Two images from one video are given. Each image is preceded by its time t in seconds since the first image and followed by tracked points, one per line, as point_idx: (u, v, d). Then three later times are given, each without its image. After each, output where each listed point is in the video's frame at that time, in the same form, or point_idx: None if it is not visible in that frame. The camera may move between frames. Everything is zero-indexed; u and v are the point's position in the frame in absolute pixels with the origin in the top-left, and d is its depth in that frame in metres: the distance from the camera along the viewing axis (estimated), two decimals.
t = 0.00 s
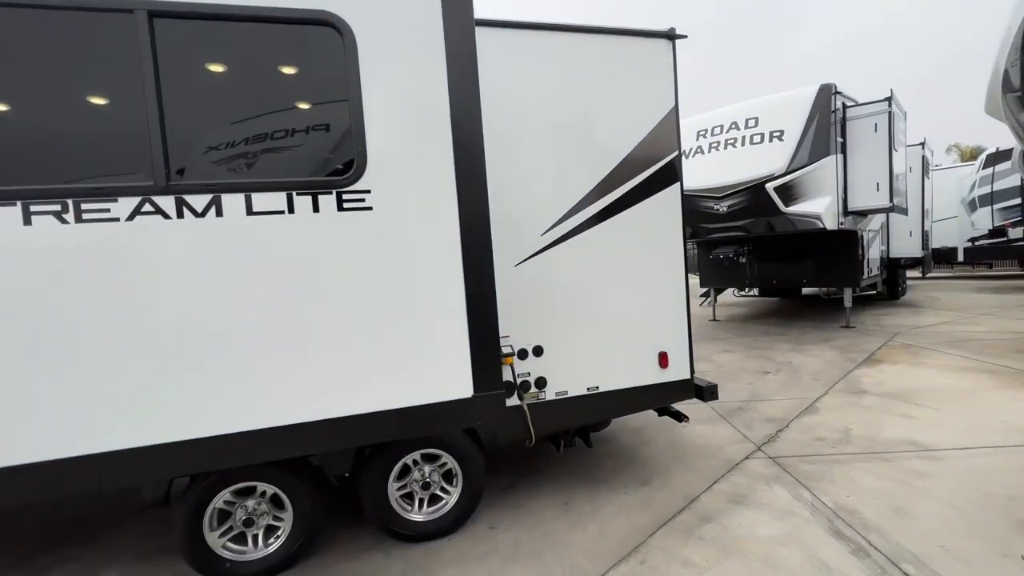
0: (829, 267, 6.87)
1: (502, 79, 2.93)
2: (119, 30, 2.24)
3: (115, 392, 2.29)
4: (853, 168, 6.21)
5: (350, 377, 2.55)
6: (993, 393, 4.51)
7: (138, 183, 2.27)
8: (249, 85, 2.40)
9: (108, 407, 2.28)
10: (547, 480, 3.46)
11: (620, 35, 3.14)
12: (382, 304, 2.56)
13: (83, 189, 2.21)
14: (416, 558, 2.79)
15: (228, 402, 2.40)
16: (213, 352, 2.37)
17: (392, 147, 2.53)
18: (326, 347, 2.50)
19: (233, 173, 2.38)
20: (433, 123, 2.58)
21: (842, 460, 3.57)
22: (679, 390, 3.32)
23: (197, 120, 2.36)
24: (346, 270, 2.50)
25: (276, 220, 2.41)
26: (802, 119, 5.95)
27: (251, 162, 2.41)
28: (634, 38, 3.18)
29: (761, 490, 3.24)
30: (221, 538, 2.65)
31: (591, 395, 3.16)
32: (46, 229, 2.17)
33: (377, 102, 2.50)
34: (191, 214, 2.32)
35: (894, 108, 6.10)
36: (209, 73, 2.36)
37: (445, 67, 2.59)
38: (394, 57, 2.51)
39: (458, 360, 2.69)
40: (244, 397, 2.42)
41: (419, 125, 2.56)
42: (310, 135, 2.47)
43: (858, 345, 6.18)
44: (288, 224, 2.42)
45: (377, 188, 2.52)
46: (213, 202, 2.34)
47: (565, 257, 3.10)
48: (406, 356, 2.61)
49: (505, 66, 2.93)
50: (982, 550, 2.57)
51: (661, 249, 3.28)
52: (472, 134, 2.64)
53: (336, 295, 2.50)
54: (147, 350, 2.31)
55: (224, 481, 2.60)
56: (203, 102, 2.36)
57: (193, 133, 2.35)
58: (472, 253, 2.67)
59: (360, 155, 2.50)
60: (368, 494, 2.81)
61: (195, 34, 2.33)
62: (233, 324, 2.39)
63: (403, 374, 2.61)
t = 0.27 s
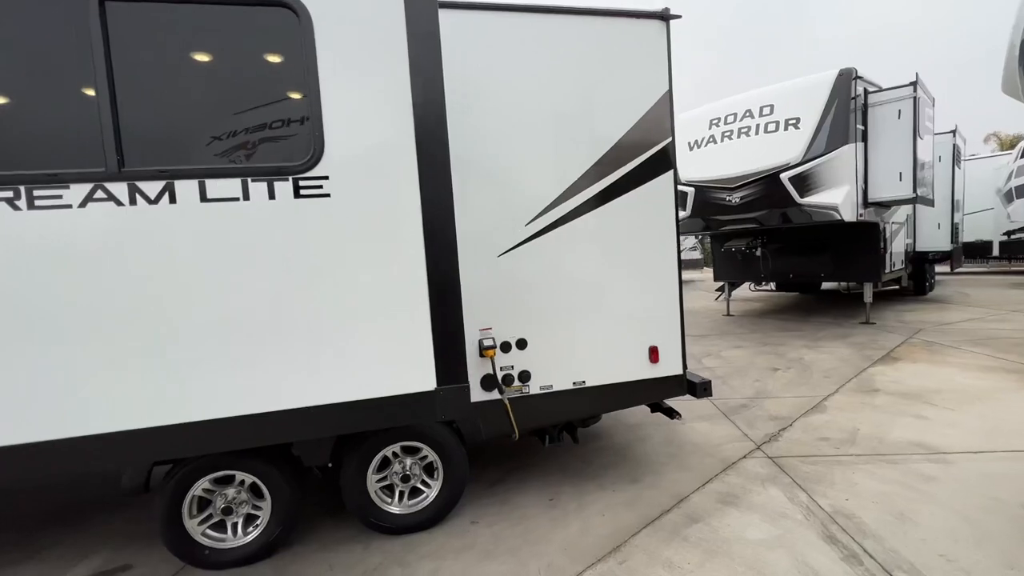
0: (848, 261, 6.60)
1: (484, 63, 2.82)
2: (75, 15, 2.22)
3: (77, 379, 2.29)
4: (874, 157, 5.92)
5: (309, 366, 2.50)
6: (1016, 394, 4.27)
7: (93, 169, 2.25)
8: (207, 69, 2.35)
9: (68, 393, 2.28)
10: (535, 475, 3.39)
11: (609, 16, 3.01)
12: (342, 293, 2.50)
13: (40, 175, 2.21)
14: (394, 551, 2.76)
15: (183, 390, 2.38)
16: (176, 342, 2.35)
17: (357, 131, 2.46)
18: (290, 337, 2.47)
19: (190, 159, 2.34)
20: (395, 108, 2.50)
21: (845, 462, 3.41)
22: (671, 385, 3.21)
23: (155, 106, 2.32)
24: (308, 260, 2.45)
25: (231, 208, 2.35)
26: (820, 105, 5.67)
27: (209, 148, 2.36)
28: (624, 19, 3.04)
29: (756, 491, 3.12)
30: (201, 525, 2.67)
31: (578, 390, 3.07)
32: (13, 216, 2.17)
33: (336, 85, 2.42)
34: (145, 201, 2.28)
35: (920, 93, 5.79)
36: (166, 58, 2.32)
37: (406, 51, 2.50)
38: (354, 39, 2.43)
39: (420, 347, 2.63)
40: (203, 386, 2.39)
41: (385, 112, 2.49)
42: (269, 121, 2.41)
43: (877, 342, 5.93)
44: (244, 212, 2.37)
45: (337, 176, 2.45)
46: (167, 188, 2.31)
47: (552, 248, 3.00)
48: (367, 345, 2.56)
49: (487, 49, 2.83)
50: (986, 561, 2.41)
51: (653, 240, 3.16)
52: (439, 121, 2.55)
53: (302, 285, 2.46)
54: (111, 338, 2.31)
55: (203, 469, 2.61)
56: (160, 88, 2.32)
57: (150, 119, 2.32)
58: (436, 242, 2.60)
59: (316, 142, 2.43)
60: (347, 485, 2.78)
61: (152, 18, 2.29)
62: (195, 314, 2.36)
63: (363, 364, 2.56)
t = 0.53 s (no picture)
0: (873, 258, 6.29)
1: (463, 54, 2.73)
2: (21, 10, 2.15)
3: (29, 383, 2.24)
4: (901, 148, 5.60)
5: (268, 370, 2.40)
6: None
7: (41, 168, 2.18)
8: (157, 65, 2.27)
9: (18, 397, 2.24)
10: (522, 476, 3.33)
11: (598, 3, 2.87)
12: (299, 295, 2.39)
13: None
14: (369, 551, 2.74)
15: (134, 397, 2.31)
16: (130, 343, 2.29)
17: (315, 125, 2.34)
18: (245, 339, 2.38)
19: (139, 158, 2.26)
20: (350, 101, 2.36)
21: (849, 472, 3.23)
22: (661, 388, 3.09)
23: (105, 103, 2.25)
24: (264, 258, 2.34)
25: (183, 206, 2.26)
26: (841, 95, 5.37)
27: (159, 146, 2.27)
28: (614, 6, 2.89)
29: (749, 500, 2.98)
30: (181, 519, 2.71)
31: (562, 392, 2.98)
32: None
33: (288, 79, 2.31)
34: (96, 200, 2.21)
35: (952, 80, 5.43)
36: (115, 53, 2.24)
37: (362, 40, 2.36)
38: (306, 30, 2.30)
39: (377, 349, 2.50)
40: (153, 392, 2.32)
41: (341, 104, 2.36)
42: (220, 118, 2.31)
43: (900, 344, 5.64)
44: (197, 210, 2.27)
45: (292, 171, 2.33)
46: (118, 186, 2.23)
47: (535, 246, 2.91)
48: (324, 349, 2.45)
49: (465, 39, 2.73)
50: None
51: (644, 237, 3.03)
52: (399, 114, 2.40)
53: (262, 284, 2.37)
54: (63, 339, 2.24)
55: (182, 464, 2.64)
56: (110, 84, 2.25)
57: (100, 117, 2.25)
58: (395, 242, 2.46)
59: (270, 138, 2.32)
60: (324, 484, 2.77)
61: (99, 12, 2.21)
62: (147, 315, 2.29)
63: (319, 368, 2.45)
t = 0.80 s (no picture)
0: (905, 255, 5.97)
1: (456, 45, 2.65)
2: None
3: None
4: (937, 141, 5.29)
5: (250, 382, 2.18)
6: None
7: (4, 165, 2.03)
8: (125, 53, 2.09)
9: None
10: (519, 478, 3.25)
11: None
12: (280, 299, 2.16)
13: None
14: (359, 550, 2.70)
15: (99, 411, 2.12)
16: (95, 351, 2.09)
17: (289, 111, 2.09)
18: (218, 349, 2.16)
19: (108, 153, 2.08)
20: (326, 85, 2.10)
21: (867, 485, 3.05)
22: (664, 392, 2.95)
23: (72, 94, 2.08)
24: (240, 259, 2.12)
25: (154, 203, 2.07)
26: (873, 84, 5.08)
27: (128, 140, 2.09)
28: None
29: (755, 512, 2.83)
30: (175, 512, 2.73)
31: (558, 394, 2.89)
32: None
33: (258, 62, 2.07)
34: (70, 196, 2.04)
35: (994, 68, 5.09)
36: (80, 40, 2.07)
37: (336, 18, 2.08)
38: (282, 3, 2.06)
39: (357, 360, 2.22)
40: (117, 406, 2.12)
41: (316, 89, 2.10)
42: (191, 109, 2.11)
43: (933, 348, 5.34)
44: (170, 207, 2.08)
45: (267, 164, 2.10)
46: (92, 181, 2.05)
47: (531, 243, 2.82)
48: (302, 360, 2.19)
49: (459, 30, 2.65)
50: None
51: (647, 235, 2.90)
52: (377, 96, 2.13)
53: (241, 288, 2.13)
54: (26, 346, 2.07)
55: (176, 459, 2.65)
56: (78, 74, 2.08)
57: (67, 109, 2.08)
58: (375, 239, 2.16)
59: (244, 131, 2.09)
60: (315, 482, 2.75)
61: None
62: (116, 322, 2.09)
63: (297, 382, 2.20)
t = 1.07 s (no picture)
0: (949, 253, 5.58)
1: (456, 27, 2.52)
2: None
3: None
4: (985, 131, 4.92)
5: (227, 378, 2.06)
6: None
7: None
8: (99, 30, 1.98)
9: None
10: (523, 482, 3.12)
11: None
12: (256, 292, 2.02)
13: None
14: (353, 552, 2.62)
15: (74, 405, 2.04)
16: (68, 345, 2.00)
17: (262, 89, 1.93)
18: (192, 345, 2.04)
19: (81, 135, 1.98)
20: (299, 60, 1.93)
21: (900, 502, 2.80)
22: (676, 396, 2.77)
23: (47, 75, 1.99)
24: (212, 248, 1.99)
25: (126, 189, 1.96)
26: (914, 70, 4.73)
27: (103, 121, 1.99)
28: None
29: (773, 527, 2.63)
30: (171, 506, 2.69)
31: (562, 395, 2.74)
32: None
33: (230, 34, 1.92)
34: (42, 181, 1.95)
35: None
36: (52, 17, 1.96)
37: None
38: None
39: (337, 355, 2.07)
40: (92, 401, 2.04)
41: (289, 66, 1.94)
42: (166, 87, 1.98)
43: (979, 354, 4.97)
44: (142, 194, 1.97)
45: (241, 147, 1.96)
46: (65, 167, 1.95)
47: (534, 236, 2.67)
48: (280, 352, 2.06)
49: (459, 11, 2.52)
50: None
51: (659, 228, 2.72)
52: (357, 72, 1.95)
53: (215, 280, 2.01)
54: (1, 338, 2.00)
55: (171, 451, 2.61)
56: (50, 53, 1.98)
57: (43, 91, 1.99)
58: (355, 227, 2.00)
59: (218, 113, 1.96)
60: (309, 480, 2.67)
61: None
62: (86, 315, 1.99)
63: (276, 379, 2.07)
